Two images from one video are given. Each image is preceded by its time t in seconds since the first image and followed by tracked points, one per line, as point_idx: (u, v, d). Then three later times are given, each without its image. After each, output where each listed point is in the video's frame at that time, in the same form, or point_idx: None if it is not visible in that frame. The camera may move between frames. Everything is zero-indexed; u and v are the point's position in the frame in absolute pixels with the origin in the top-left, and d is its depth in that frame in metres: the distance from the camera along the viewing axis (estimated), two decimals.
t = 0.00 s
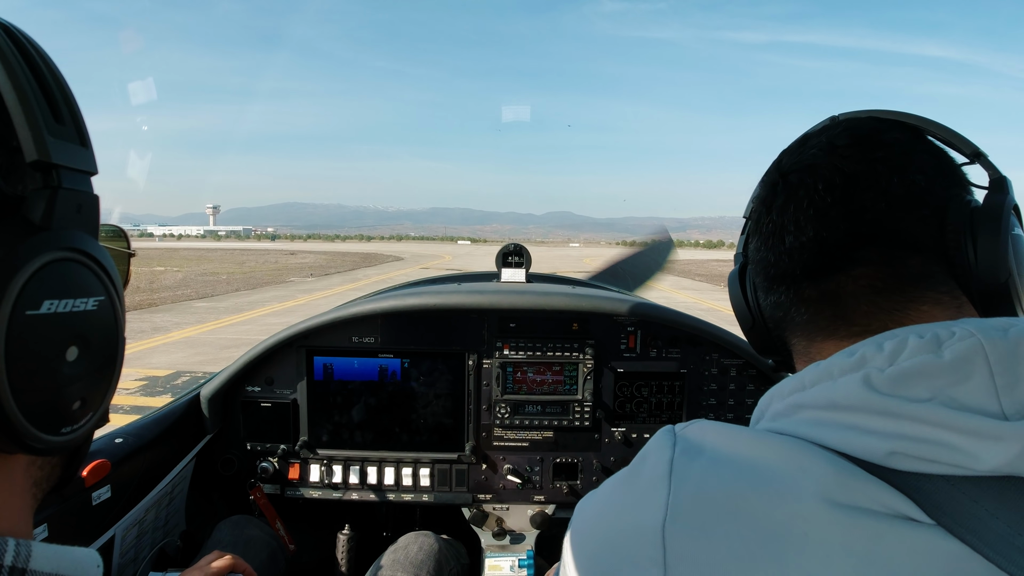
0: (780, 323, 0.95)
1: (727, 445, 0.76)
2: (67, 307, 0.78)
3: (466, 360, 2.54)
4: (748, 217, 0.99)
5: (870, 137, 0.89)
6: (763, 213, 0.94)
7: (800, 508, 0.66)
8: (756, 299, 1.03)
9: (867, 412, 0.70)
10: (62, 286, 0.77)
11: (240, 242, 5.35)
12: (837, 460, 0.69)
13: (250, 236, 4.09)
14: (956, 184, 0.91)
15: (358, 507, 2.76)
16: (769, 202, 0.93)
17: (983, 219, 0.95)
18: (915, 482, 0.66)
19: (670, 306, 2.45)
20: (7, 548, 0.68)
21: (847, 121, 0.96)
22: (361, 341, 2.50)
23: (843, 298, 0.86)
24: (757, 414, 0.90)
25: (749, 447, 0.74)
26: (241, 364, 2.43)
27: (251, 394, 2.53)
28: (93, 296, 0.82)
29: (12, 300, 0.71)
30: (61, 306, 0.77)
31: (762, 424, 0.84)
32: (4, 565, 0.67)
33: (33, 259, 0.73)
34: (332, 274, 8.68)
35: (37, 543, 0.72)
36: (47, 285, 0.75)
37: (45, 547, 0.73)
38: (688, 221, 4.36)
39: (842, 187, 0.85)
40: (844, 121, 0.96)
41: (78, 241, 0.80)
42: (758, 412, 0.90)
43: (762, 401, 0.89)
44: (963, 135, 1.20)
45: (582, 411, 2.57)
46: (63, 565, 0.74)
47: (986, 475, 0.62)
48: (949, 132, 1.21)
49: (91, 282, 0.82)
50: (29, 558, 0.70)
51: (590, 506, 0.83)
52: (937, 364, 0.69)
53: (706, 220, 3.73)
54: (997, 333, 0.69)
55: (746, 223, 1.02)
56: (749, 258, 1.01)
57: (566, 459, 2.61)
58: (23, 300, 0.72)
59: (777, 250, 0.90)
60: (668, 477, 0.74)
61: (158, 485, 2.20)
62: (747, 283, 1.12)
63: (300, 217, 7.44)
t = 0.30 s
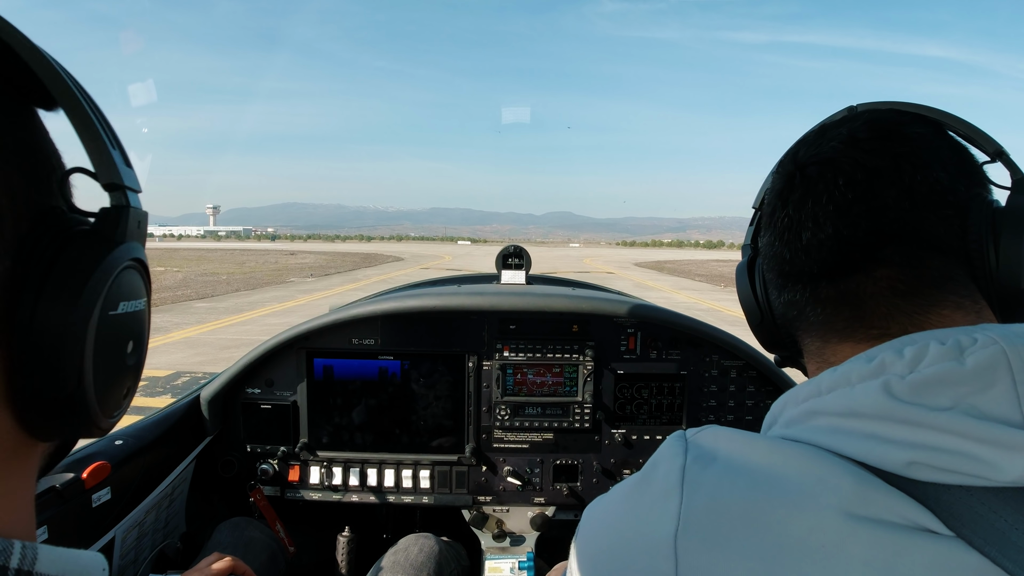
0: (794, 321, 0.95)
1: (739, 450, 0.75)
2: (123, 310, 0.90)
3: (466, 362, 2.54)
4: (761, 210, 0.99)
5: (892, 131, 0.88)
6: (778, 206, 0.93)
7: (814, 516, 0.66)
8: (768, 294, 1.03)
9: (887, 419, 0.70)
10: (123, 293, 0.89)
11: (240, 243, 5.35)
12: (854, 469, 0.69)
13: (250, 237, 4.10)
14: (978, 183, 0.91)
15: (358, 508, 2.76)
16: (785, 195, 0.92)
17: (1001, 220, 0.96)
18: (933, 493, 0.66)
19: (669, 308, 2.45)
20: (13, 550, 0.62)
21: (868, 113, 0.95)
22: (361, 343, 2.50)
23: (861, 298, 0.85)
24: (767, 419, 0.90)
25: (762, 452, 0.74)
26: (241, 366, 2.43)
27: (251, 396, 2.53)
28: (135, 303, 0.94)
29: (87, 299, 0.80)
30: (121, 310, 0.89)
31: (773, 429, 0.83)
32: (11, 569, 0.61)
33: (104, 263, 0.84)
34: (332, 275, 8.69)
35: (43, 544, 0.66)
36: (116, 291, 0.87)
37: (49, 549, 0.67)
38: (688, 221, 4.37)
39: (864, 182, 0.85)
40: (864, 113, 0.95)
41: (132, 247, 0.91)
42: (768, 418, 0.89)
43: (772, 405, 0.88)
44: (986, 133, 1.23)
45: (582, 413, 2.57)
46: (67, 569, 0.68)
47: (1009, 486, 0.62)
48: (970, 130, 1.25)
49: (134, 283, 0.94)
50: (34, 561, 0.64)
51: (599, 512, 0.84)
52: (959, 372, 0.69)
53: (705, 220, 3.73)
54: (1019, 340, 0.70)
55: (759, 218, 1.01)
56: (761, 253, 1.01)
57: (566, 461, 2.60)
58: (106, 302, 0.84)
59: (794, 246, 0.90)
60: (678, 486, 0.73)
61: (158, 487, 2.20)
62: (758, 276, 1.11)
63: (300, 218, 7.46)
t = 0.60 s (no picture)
0: (788, 317, 0.94)
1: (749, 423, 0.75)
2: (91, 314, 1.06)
3: (466, 361, 2.54)
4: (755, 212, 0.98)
5: (882, 136, 0.89)
6: (774, 207, 0.92)
7: (829, 486, 0.65)
8: (761, 293, 1.02)
9: (885, 392, 0.70)
10: (88, 299, 1.06)
11: (241, 243, 5.35)
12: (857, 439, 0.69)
13: (250, 236, 4.09)
14: (962, 186, 0.92)
15: (358, 509, 2.76)
16: (780, 196, 0.92)
17: (986, 223, 0.97)
18: (933, 463, 0.66)
19: (670, 309, 2.44)
20: (14, 528, 0.60)
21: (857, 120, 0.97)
22: (361, 343, 2.50)
23: (855, 291, 0.85)
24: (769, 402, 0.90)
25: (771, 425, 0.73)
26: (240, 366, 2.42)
27: (251, 395, 2.53)
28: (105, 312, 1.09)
29: (75, 302, 1.05)
30: (88, 312, 1.05)
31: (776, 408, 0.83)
32: (12, 545, 0.59)
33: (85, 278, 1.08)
34: (333, 275, 8.70)
35: (44, 524, 0.64)
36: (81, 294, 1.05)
37: (51, 531, 0.64)
38: (690, 222, 4.36)
39: (857, 182, 0.85)
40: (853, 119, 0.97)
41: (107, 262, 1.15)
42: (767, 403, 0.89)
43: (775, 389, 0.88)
44: (967, 139, 1.25)
45: (582, 413, 2.57)
46: (68, 552, 0.66)
47: (1001, 454, 0.63)
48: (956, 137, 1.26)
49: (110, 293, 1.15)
50: (36, 541, 0.62)
51: (609, 493, 0.82)
52: (953, 349, 0.70)
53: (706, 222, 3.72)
54: (1009, 321, 0.72)
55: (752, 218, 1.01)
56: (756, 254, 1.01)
57: (566, 461, 2.60)
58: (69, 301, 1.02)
59: (789, 244, 0.90)
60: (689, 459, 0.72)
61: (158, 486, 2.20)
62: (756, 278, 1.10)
63: (300, 218, 7.45)
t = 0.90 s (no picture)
0: (777, 317, 0.92)
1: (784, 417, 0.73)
2: (60, 313, 1.08)
3: (466, 361, 2.54)
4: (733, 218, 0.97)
5: (851, 141, 0.90)
6: (753, 212, 0.92)
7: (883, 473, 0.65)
8: (744, 295, 1.01)
9: (906, 377, 0.71)
10: (57, 299, 1.08)
11: (241, 243, 5.36)
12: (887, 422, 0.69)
13: (250, 236, 4.09)
14: (927, 185, 0.94)
15: (357, 508, 2.76)
16: (758, 201, 0.91)
17: (951, 217, 0.99)
18: (957, 437, 0.68)
19: (670, 308, 2.44)
20: None
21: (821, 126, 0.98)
22: (361, 342, 2.49)
23: (845, 287, 0.84)
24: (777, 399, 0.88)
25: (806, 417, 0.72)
26: (240, 365, 2.43)
27: (251, 395, 2.53)
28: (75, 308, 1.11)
29: (46, 299, 1.08)
30: (57, 311, 1.08)
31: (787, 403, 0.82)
32: None
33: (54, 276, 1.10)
34: (333, 275, 8.70)
35: (31, 519, 0.64)
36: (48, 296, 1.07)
37: (39, 526, 0.65)
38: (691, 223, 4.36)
39: (834, 184, 0.86)
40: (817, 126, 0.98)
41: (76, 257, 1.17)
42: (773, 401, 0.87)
43: (782, 386, 0.86)
44: (927, 141, 1.25)
45: (582, 412, 2.57)
46: (60, 546, 0.66)
47: (1013, 425, 0.66)
48: (915, 138, 1.26)
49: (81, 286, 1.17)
50: (23, 533, 0.63)
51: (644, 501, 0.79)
52: (962, 330, 0.72)
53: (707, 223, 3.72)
54: (1005, 300, 0.74)
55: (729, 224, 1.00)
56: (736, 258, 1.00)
57: (566, 460, 2.60)
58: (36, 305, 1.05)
59: (774, 245, 0.88)
60: (734, 459, 0.70)
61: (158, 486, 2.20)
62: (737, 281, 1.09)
63: (301, 218, 7.46)
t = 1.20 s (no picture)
0: (811, 321, 0.93)
1: (757, 437, 0.75)
2: (69, 313, 1.08)
3: (466, 361, 2.54)
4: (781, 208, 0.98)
5: (919, 144, 0.89)
6: (803, 205, 0.92)
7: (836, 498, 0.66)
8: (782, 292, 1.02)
9: (914, 415, 0.70)
10: (66, 298, 1.08)
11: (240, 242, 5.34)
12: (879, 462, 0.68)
13: (250, 236, 4.08)
14: (994, 200, 0.91)
15: (358, 509, 2.76)
16: (810, 194, 0.92)
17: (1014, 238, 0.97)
18: (956, 489, 0.66)
19: (670, 309, 2.43)
20: (10, 523, 0.61)
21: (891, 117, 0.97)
22: (361, 343, 2.49)
23: (885, 299, 0.84)
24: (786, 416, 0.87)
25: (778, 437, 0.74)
26: (241, 366, 2.43)
27: (251, 396, 2.53)
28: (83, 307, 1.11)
29: (55, 300, 1.07)
30: (66, 310, 1.08)
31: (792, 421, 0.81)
32: (8, 539, 0.60)
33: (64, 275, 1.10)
34: (333, 275, 8.70)
35: (41, 520, 0.64)
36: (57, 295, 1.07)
37: (47, 527, 0.65)
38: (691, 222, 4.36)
39: (893, 187, 0.85)
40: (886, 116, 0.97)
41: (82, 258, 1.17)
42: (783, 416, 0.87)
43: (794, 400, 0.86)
44: (1009, 149, 1.26)
45: (582, 413, 2.57)
46: (70, 547, 0.66)
47: (1022, 484, 0.63)
48: (995, 142, 1.29)
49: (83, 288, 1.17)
50: (33, 535, 0.63)
51: (608, 508, 0.81)
52: (982, 371, 0.70)
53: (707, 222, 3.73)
54: None
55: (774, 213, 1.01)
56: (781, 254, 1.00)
57: (566, 461, 2.60)
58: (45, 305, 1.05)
59: (819, 246, 0.89)
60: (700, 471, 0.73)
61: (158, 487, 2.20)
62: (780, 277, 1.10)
63: (300, 218, 7.46)
